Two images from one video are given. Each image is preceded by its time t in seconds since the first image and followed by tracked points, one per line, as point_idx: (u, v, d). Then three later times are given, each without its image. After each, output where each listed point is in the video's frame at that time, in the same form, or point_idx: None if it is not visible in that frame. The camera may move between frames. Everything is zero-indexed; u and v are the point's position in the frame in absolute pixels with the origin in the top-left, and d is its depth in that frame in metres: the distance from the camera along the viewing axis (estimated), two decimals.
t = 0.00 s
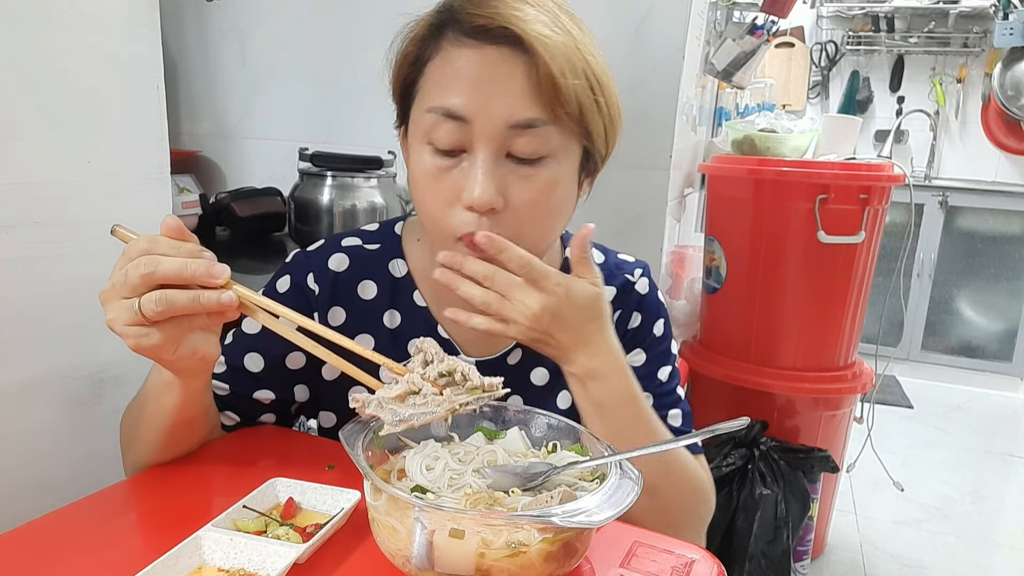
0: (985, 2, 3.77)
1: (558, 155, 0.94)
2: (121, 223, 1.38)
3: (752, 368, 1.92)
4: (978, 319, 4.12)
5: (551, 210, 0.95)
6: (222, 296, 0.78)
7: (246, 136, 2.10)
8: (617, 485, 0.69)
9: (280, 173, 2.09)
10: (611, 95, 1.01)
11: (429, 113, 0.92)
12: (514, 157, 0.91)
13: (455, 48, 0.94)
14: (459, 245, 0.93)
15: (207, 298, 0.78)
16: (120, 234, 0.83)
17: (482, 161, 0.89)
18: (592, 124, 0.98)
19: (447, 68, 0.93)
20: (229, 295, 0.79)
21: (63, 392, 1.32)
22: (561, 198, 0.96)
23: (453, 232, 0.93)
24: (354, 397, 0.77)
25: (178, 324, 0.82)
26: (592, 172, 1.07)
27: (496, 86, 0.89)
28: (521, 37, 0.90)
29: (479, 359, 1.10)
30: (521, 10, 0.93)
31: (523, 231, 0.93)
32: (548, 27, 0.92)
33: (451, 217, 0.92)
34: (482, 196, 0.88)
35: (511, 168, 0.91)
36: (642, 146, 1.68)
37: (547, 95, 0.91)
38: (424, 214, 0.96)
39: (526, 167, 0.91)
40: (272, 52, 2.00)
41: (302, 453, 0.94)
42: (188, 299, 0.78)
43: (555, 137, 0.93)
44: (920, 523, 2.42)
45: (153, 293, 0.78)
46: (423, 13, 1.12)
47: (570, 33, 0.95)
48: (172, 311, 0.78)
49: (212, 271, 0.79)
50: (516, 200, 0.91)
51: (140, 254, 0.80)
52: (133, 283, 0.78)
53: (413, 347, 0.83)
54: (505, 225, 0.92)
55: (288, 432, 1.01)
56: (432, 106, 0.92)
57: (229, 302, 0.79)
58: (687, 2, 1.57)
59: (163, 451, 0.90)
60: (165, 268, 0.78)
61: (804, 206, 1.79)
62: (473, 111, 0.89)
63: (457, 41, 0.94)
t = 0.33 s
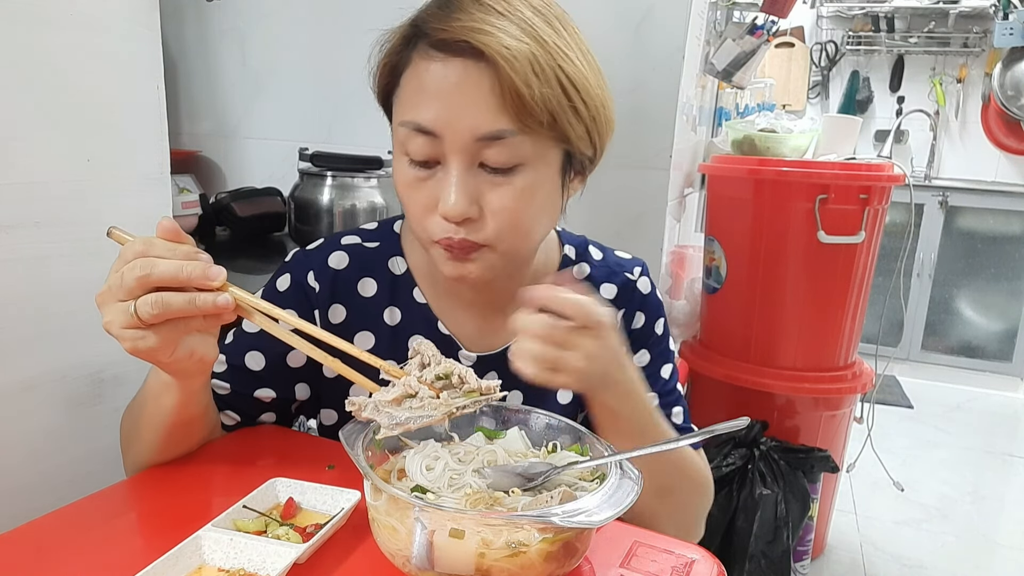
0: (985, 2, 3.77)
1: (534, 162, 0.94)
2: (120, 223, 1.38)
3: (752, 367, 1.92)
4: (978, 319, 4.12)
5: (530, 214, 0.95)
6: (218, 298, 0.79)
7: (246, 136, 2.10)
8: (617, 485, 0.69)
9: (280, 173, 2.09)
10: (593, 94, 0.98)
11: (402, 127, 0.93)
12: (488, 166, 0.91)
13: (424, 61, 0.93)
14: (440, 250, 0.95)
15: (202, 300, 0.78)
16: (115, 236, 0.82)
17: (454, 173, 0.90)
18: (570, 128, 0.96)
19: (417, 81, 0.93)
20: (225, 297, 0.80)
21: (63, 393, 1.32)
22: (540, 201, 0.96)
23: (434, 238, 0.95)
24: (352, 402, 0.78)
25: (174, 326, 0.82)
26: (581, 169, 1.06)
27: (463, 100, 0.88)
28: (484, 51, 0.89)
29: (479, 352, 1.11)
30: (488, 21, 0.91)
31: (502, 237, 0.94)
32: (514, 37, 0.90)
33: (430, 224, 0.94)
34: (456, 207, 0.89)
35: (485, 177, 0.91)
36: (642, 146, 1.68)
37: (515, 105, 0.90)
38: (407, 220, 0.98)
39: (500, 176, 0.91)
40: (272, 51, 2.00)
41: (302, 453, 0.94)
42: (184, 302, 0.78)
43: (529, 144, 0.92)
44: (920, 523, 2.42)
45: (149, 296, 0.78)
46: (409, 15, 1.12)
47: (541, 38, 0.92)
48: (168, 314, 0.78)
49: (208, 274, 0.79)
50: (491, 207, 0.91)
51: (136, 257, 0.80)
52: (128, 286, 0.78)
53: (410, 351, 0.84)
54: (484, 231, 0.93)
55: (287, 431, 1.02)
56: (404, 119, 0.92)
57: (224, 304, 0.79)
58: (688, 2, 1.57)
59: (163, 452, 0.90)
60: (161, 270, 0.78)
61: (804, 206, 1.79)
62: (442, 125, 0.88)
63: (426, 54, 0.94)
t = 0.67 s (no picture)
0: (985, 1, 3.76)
1: (529, 155, 0.94)
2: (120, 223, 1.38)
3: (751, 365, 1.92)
4: (978, 319, 4.12)
5: (526, 207, 0.95)
6: (231, 297, 0.78)
7: (246, 137, 2.11)
8: (616, 485, 0.69)
9: (280, 173, 2.09)
10: (583, 86, 0.99)
11: (398, 124, 0.93)
12: (484, 161, 0.91)
13: (419, 58, 0.93)
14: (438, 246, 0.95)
15: (214, 298, 0.78)
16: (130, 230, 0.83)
17: (452, 168, 0.90)
18: (563, 121, 0.96)
19: (411, 79, 0.93)
20: (237, 296, 0.79)
21: (63, 393, 1.32)
22: (535, 194, 0.96)
23: (432, 232, 0.95)
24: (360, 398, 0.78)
25: (184, 322, 0.81)
26: (574, 161, 1.07)
27: (458, 95, 0.88)
28: (479, 46, 0.89)
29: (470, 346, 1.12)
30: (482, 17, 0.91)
31: (499, 231, 0.94)
32: (507, 32, 0.90)
33: (428, 219, 0.94)
34: (454, 202, 0.89)
35: (482, 172, 0.91)
36: (642, 146, 1.68)
37: (510, 100, 0.90)
38: (404, 216, 0.98)
39: (497, 170, 0.92)
40: (272, 51, 2.01)
41: (303, 453, 0.94)
42: (197, 299, 0.78)
43: (524, 138, 0.93)
44: (920, 523, 2.42)
45: (161, 291, 0.78)
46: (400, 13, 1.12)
47: (533, 33, 0.92)
48: (180, 310, 0.78)
49: (222, 273, 0.79)
50: (488, 202, 0.92)
51: (150, 252, 0.80)
52: (142, 280, 0.79)
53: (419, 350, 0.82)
54: (481, 225, 0.93)
55: (287, 430, 1.02)
56: (400, 116, 0.92)
57: (236, 303, 0.78)
58: (688, 2, 1.57)
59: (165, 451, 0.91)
60: (176, 266, 0.78)
61: (804, 206, 1.79)
62: (438, 121, 0.89)
63: (421, 51, 0.94)
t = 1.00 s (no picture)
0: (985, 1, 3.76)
1: (532, 143, 0.94)
2: (119, 223, 1.38)
3: (752, 364, 1.92)
4: (978, 319, 4.11)
5: (530, 196, 0.95)
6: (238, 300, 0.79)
7: (246, 136, 2.10)
8: (616, 486, 0.70)
9: (280, 173, 2.09)
10: (577, 75, 1.00)
11: (400, 118, 0.93)
12: (488, 150, 0.91)
13: (417, 52, 0.94)
14: (444, 239, 0.94)
15: (222, 302, 0.78)
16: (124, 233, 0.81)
17: (457, 159, 0.89)
18: (561, 109, 0.97)
19: (411, 72, 0.93)
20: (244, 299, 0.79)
21: (63, 393, 1.32)
22: (539, 183, 0.96)
23: (437, 227, 0.94)
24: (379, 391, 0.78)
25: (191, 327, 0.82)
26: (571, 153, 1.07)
27: (460, 84, 0.89)
28: (479, 35, 0.90)
29: (472, 344, 1.11)
30: (479, 8, 0.92)
31: (505, 221, 0.94)
32: (505, 21, 0.91)
33: (432, 214, 0.94)
34: (460, 193, 0.89)
35: (486, 161, 0.91)
36: (642, 146, 1.68)
37: (512, 87, 0.90)
38: (408, 213, 0.97)
39: (501, 159, 0.92)
40: (272, 51, 2.00)
41: (302, 454, 0.94)
42: (204, 303, 0.78)
43: (526, 125, 0.93)
44: (920, 523, 2.42)
45: (168, 297, 0.78)
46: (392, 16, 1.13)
47: (529, 23, 0.94)
48: (187, 317, 0.78)
49: (229, 276, 0.80)
50: (494, 191, 0.91)
51: (153, 259, 0.79)
52: (148, 288, 0.78)
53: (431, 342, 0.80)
54: (488, 217, 0.93)
55: (287, 430, 1.02)
56: (402, 110, 0.92)
57: (244, 306, 0.79)
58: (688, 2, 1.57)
59: (165, 450, 0.91)
60: (181, 272, 0.77)
61: (803, 205, 1.79)
62: (441, 112, 0.89)
63: (418, 45, 0.94)
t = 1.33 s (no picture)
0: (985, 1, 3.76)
1: (534, 146, 0.94)
2: (118, 223, 1.38)
3: (751, 364, 1.92)
4: (978, 319, 4.11)
5: (533, 199, 0.95)
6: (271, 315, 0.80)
7: (246, 136, 2.10)
8: (617, 486, 0.69)
9: (280, 173, 2.09)
10: (577, 76, 1.00)
11: (402, 123, 0.93)
12: (491, 154, 0.91)
13: (418, 56, 0.93)
14: (446, 242, 0.95)
15: (258, 317, 0.79)
16: (145, 240, 0.77)
17: (460, 163, 0.90)
18: (562, 111, 0.97)
19: (413, 76, 0.93)
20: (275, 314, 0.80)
21: (63, 393, 1.32)
22: (541, 185, 0.96)
23: (440, 230, 0.94)
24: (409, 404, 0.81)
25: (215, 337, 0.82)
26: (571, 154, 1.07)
27: (463, 89, 0.89)
28: (482, 40, 0.90)
29: (469, 345, 1.11)
30: (481, 12, 0.92)
31: (508, 223, 0.94)
32: (508, 25, 0.91)
33: (436, 217, 0.94)
34: (464, 197, 0.89)
35: (489, 165, 0.91)
36: (642, 145, 1.68)
37: (515, 92, 0.90)
38: (410, 216, 0.97)
39: (504, 163, 0.92)
40: (272, 50, 2.00)
41: (301, 454, 0.94)
42: (242, 319, 0.78)
43: (529, 129, 0.93)
44: (920, 523, 2.42)
45: (207, 313, 0.77)
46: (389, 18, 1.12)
47: (531, 26, 0.94)
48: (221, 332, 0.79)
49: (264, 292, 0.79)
50: (497, 195, 0.91)
51: (189, 273, 0.78)
52: (185, 302, 0.77)
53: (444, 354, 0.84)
54: (491, 220, 0.93)
55: (287, 430, 1.02)
56: (404, 115, 0.92)
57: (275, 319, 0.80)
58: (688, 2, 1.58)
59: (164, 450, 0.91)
60: (223, 290, 0.77)
61: (804, 206, 1.79)
62: (445, 117, 0.89)
63: (419, 50, 0.94)
